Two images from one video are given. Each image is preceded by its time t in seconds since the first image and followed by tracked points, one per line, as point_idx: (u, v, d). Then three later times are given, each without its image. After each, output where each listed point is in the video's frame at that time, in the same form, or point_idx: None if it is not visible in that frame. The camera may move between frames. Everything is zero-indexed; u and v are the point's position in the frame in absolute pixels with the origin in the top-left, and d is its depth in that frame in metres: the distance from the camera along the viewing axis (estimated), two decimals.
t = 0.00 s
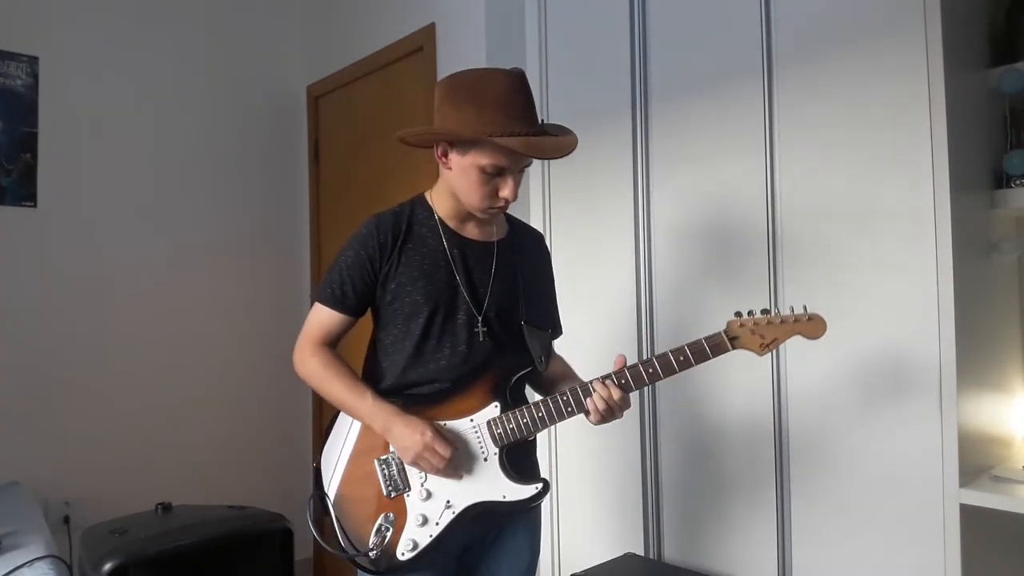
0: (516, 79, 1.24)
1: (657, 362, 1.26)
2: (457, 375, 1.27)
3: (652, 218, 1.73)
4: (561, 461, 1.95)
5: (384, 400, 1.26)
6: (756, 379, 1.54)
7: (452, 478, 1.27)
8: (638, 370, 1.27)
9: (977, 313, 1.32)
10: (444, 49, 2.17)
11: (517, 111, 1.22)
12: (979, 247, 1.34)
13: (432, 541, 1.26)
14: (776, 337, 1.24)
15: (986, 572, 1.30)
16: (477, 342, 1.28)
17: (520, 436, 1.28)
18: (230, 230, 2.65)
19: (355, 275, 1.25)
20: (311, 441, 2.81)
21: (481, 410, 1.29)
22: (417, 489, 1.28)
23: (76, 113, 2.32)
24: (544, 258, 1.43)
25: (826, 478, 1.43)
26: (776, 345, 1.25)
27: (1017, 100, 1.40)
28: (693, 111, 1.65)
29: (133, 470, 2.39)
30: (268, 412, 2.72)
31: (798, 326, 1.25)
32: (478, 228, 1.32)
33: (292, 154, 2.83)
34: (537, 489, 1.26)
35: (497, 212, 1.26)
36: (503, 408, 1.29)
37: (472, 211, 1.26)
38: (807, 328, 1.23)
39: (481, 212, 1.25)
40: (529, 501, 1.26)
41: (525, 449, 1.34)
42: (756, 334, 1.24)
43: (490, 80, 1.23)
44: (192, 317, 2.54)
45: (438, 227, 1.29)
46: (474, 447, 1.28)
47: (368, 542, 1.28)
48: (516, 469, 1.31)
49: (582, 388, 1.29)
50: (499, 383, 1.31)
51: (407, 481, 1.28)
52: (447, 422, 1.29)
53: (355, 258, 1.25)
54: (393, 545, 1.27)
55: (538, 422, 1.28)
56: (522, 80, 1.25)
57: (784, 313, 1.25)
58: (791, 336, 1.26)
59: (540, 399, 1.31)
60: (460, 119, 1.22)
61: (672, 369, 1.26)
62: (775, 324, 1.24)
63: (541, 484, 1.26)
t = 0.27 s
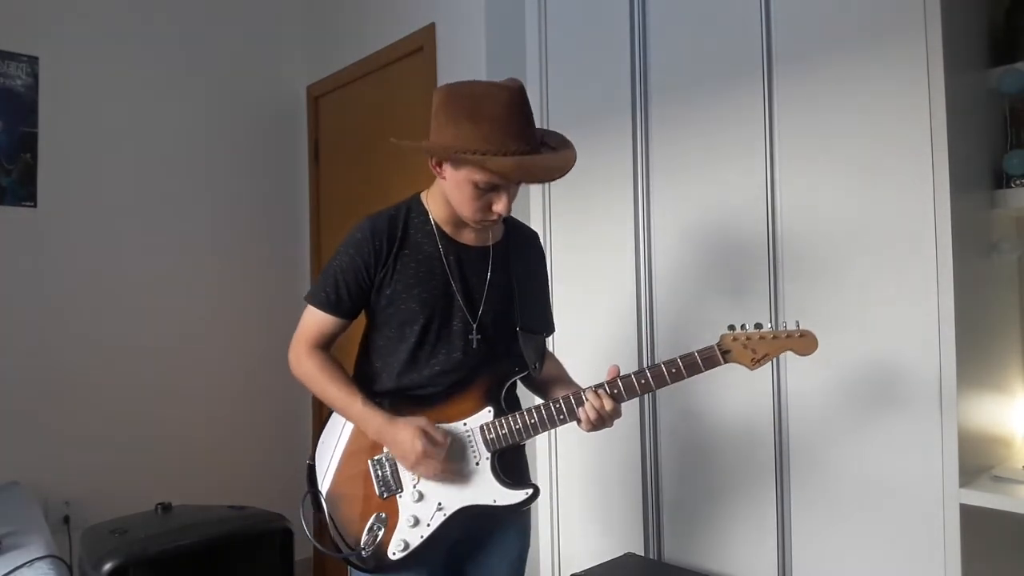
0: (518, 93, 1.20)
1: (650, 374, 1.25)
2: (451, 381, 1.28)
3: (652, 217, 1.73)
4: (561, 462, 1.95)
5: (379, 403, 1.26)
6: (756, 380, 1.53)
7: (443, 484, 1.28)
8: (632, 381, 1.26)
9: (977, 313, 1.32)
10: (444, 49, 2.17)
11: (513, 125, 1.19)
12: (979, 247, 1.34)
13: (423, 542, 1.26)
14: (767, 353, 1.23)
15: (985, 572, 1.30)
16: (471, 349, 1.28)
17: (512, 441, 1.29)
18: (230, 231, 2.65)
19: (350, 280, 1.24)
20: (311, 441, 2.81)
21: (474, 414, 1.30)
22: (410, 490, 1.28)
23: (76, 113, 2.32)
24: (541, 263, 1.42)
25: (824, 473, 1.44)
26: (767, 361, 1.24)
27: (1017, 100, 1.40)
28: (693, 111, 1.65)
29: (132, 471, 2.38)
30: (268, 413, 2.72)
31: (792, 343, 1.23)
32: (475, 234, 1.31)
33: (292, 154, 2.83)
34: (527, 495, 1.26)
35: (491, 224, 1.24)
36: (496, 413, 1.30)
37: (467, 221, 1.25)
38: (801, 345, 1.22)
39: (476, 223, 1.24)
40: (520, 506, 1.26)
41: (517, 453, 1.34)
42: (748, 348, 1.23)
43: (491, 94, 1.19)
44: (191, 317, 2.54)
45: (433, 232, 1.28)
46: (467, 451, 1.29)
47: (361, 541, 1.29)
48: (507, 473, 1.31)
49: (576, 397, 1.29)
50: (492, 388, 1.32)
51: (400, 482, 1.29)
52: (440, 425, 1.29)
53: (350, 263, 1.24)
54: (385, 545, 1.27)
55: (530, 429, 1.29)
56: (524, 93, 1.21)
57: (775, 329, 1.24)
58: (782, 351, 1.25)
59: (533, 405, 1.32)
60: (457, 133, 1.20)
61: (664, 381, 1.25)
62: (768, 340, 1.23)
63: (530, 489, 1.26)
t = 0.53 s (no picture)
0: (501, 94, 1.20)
1: (641, 373, 1.27)
2: (443, 380, 1.28)
3: (652, 217, 1.73)
4: (561, 462, 1.95)
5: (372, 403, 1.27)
6: (756, 380, 1.53)
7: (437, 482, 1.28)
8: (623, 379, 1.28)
9: (977, 313, 1.32)
10: (444, 49, 2.17)
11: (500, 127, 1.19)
12: (979, 247, 1.34)
13: (415, 540, 1.26)
14: (761, 350, 1.25)
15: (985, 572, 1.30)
16: (464, 349, 1.28)
17: (504, 439, 1.29)
18: (229, 231, 2.65)
19: (344, 282, 1.24)
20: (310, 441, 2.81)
21: (467, 412, 1.30)
22: (403, 488, 1.28)
23: (76, 113, 2.32)
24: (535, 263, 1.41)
25: (823, 473, 1.44)
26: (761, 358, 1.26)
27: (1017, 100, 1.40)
28: (693, 111, 1.65)
29: (132, 471, 2.38)
30: (268, 413, 2.72)
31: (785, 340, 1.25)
32: (467, 235, 1.30)
33: (291, 154, 2.83)
34: (520, 493, 1.28)
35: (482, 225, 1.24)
36: (488, 412, 1.31)
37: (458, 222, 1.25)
38: (794, 343, 1.23)
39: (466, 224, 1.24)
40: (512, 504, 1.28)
41: (510, 452, 1.35)
42: (740, 347, 1.24)
43: (473, 97, 1.19)
44: (191, 317, 2.54)
45: (425, 234, 1.28)
46: (460, 450, 1.29)
47: (354, 539, 1.29)
48: (499, 470, 1.32)
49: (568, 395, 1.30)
50: (485, 387, 1.32)
51: (393, 481, 1.28)
52: (432, 424, 1.29)
53: (344, 264, 1.24)
54: (377, 543, 1.27)
55: (522, 427, 1.29)
56: (508, 94, 1.21)
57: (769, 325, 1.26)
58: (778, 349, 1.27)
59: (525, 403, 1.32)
60: (443, 136, 1.19)
61: (655, 379, 1.26)
62: (761, 337, 1.24)
63: (524, 487, 1.28)
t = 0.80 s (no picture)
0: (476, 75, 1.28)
1: (636, 336, 1.26)
2: (440, 369, 1.27)
3: (652, 216, 1.73)
4: (561, 462, 1.95)
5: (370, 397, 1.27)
6: (756, 380, 1.54)
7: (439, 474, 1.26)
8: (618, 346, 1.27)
9: (977, 313, 1.32)
10: (444, 48, 2.17)
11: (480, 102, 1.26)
12: (979, 247, 1.34)
13: (423, 534, 1.24)
14: (755, 300, 1.23)
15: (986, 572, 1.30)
16: (458, 335, 1.27)
17: (504, 421, 1.27)
18: (229, 230, 2.65)
19: (338, 278, 1.26)
20: (310, 441, 2.81)
21: (465, 400, 1.28)
22: (406, 483, 1.27)
23: (76, 112, 2.32)
24: (526, 260, 1.43)
25: (825, 473, 1.43)
26: (756, 309, 1.24)
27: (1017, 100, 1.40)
28: (693, 110, 1.65)
29: (132, 470, 2.38)
30: (267, 412, 2.72)
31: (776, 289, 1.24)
32: (456, 227, 1.33)
33: (291, 153, 2.83)
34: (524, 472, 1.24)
35: (469, 204, 1.27)
36: (486, 396, 1.28)
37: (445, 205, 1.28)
38: (785, 289, 1.22)
39: (454, 205, 1.27)
40: (518, 485, 1.24)
41: (512, 440, 1.32)
42: (732, 299, 1.23)
43: (451, 75, 1.27)
44: (191, 316, 2.53)
45: (415, 225, 1.31)
46: (460, 437, 1.27)
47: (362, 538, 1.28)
48: (502, 454, 1.29)
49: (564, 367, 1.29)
50: (482, 371, 1.30)
51: (397, 477, 1.28)
52: (431, 416, 1.28)
53: (338, 263, 1.27)
54: (385, 541, 1.26)
55: (521, 407, 1.27)
56: (483, 75, 1.29)
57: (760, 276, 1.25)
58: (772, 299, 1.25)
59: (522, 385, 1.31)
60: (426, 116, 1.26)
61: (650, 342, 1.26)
62: (752, 287, 1.23)
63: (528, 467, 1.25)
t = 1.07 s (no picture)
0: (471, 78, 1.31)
1: (628, 317, 1.28)
2: (438, 365, 1.27)
3: (652, 216, 1.73)
4: (561, 462, 1.95)
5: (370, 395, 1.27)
6: (755, 380, 1.54)
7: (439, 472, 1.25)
8: (611, 328, 1.28)
9: (977, 312, 1.32)
10: (444, 48, 2.17)
11: (474, 102, 1.29)
12: (979, 247, 1.34)
13: (426, 526, 1.23)
14: (741, 274, 1.27)
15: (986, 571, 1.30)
16: (455, 332, 1.28)
17: (502, 410, 1.26)
18: (229, 230, 2.65)
19: (338, 280, 1.27)
20: (310, 440, 2.81)
21: (463, 393, 1.27)
22: (407, 477, 1.27)
23: (76, 112, 2.32)
24: (523, 261, 1.43)
25: (825, 473, 1.43)
26: (744, 284, 1.28)
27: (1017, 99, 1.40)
28: (694, 110, 1.65)
29: (132, 470, 2.38)
30: (267, 412, 2.72)
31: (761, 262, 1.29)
32: (451, 229, 1.35)
33: (291, 153, 2.83)
34: (524, 458, 1.24)
35: (462, 203, 1.29)
36: (483, 388, 1.28)
37: (439, 204, 1.30)
38: (771, 261, 1.27)
39: (446, 203, 1.29)
40: (518, 471, 1.24)
41: (511, 432, 1.31)
42: (720, 276, 1.27)
43: (446, 77, 1.30)
44: (191, 316, 2.53)
45: (412, 226, 1.32)
46: (458, 429, 1.27)
47: (365, 535, 1.27)
48: (501, 443, 1.29)
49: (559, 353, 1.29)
50: (479, 365, 1.29)
51: (397, 472, 1.28)
52: (429, 411, 1.27)
53: (338, 265, 1.28)
54: (388, 536, 1.25)
55: (518, 395, 1.27)
56: (478, 78, 1.32)
57: (746, 252, 1.29)
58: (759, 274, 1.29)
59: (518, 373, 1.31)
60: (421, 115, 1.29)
61: (643, 322, 1.27)
62: (738, 263, 1.27)
63: (526, 453, 1.25)
